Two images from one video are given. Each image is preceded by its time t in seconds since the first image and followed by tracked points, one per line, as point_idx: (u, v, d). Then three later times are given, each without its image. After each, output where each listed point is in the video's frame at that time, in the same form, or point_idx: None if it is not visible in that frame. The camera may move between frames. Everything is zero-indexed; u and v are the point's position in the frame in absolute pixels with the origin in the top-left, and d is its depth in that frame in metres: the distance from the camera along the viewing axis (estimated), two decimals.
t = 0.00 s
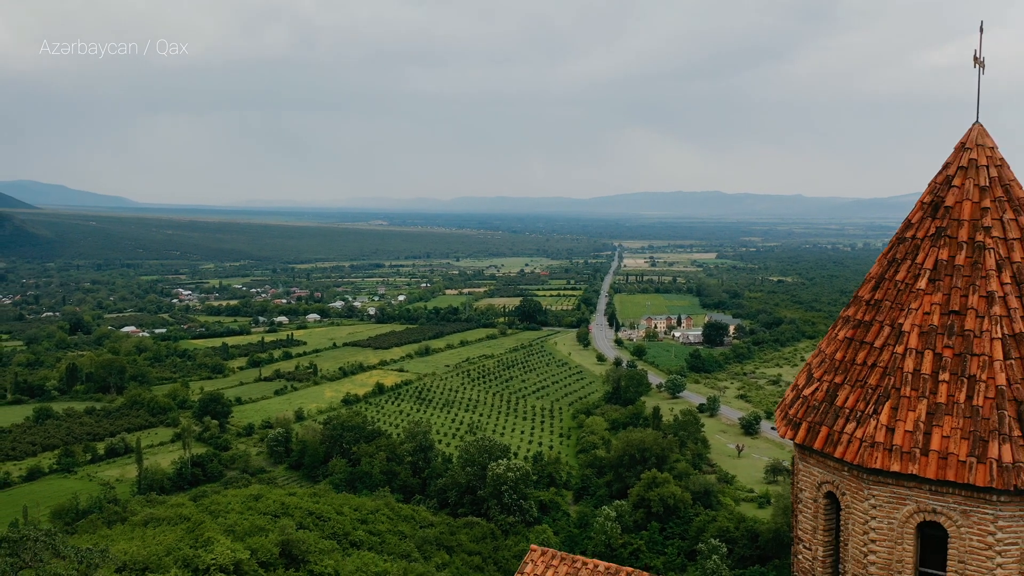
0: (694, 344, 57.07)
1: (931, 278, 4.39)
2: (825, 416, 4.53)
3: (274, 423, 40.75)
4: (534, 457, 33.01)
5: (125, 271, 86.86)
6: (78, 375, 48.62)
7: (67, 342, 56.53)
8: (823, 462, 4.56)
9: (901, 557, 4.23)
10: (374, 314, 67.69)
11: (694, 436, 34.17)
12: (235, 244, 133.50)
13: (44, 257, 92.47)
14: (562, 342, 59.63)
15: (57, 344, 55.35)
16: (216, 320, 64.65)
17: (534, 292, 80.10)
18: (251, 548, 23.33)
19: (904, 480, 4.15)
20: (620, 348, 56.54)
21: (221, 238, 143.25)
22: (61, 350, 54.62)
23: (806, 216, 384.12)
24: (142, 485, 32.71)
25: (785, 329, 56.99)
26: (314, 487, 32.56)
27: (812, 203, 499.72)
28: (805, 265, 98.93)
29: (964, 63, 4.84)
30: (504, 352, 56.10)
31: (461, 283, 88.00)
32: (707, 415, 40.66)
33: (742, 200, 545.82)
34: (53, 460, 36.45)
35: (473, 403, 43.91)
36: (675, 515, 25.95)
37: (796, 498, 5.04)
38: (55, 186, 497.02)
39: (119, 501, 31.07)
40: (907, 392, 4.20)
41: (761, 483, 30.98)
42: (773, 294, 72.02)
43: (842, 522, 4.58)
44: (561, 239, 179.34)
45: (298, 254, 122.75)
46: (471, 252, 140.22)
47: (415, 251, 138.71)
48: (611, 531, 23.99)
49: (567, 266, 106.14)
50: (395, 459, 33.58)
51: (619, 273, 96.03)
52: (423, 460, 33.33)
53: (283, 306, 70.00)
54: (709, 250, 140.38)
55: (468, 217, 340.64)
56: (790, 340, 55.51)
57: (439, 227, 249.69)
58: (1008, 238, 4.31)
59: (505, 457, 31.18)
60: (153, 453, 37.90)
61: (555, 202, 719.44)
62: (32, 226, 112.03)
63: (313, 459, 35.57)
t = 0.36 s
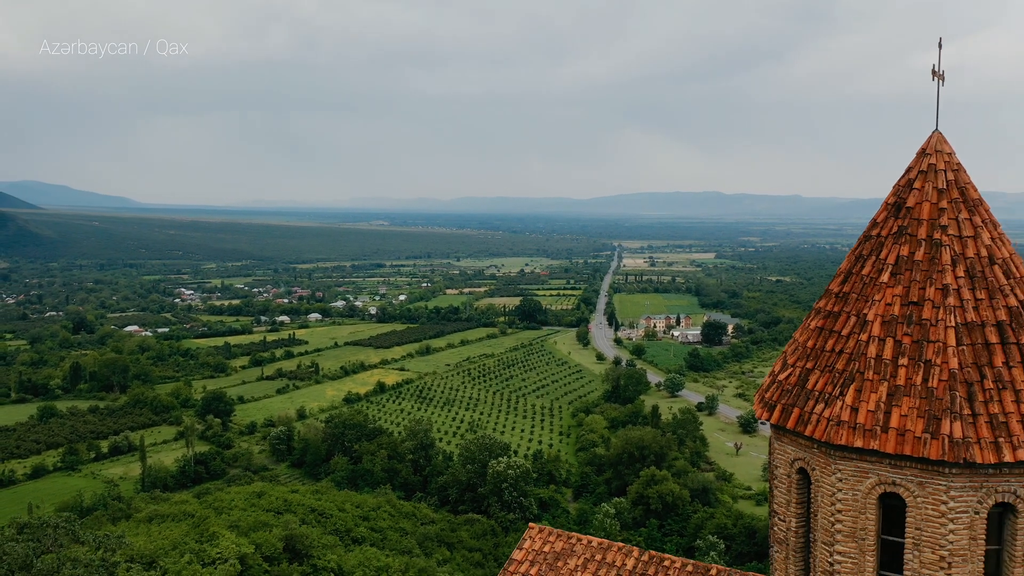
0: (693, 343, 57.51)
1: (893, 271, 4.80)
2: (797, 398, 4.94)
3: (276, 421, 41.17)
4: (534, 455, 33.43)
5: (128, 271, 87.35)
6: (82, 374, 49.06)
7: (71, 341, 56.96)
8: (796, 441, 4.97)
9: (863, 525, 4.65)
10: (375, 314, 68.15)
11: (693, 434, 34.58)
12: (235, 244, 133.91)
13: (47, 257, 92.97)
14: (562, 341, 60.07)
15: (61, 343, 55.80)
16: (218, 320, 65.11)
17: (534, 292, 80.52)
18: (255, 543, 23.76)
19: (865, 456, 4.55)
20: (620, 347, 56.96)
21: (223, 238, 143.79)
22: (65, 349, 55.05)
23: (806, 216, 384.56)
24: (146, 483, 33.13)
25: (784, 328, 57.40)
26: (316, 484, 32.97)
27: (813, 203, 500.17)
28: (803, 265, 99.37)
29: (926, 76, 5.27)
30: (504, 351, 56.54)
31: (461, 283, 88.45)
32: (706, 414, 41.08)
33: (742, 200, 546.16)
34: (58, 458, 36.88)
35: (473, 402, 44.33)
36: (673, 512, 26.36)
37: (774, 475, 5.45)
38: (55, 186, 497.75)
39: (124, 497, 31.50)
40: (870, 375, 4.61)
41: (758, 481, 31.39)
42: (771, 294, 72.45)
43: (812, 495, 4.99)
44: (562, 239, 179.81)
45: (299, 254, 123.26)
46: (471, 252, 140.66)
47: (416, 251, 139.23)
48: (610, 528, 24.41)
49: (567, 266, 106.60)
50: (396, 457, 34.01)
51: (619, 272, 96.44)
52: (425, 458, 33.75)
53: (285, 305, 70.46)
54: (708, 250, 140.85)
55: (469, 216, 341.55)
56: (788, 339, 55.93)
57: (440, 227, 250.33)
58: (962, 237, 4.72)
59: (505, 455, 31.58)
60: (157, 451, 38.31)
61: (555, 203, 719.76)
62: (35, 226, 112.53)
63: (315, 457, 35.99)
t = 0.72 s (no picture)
0: (691, 342, 57.89)
1: (861, 265, 5.17)
2: (774, 382, 5.32)
3: (278, 419, 41.58)
4: (534, 453, 33.84)
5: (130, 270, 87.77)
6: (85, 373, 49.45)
7: (74, 340, 57.36)
8: (774, 422, 5.33)
9: (833, 498, 5.02)
10: (376, 313, 68.59)
11: (691, 432, 34.98)
12: (236, 244, 134.35)
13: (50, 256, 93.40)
14: (562, 340, 60.51)
15: (64, 342, 56.20)
16: (220, 319, 65.55)
17: (534, 291, 80.88)
18: (260, 537, 24.29)
19: (835, 434, 4.91)
20: (619, 346, 57.44)
21: (224, 238, 144.26)
22: (68, 349, 55.45)
23: (805, 216, 385.37)
24: (149, 480, 33.55)
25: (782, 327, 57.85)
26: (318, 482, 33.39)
27: (812, 203, 500.36)
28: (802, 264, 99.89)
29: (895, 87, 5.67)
30: (504, 350, 56.98)
31: (462, 282, 88.93)
32: (704, 412, 41.50)
33: (741, 200, 546.77)
34: (62, 456, 37.27)
35: (473, 401, 44.75)
36: (671, 508, 26.81)
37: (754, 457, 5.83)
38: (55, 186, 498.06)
39: (128, 494, 31.91)
40: (838, 362, 4.98)
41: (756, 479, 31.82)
42: (770, 293, 72.94)
43: (787, 473, 5.35)
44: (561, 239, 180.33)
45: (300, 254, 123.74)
46: (471, 252, 141.16)
47: (416, 251, 139.72)
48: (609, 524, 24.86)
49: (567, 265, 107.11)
50: (397, 455, 34.43)
51: (618, 272, 96.81)
52: (426, 455, 34.22)
53: (286, 305, 70.92)
54: (707, 250, 141.41)
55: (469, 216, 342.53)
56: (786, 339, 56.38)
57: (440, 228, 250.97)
58: (924, 234, 5.09)
59: (505, 452, 31.96)
60: (159, 449, 38.70)
61: (555, 203, 720.49)
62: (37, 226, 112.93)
63: (317, 455, 36.41)
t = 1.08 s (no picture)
0: (690, 341, 58.36)
1: (832, 261, 5.43)
2: (755, 367, 5.58)
3: (280, 418, 42.00)
4: (533, 451, 34.27)
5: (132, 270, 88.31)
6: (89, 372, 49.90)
7: (77, 340, 57.81)
8: (753, 405, 5.58)
9: (807, 475, 5.27)
10: (377, 312, 69.07)
11: (689, 431, 35.41)
12: (237, 244, 134.91)
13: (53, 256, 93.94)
14: (561, 339, 60.99)
15: (67, 342, 56.64)
16: (222, 318, 66.01)
17: (533, 291, 81.38)
18: (264, 533, 24.80)
19: (808, 415, 5.16)
20: (619, 345, 57.92)
21: (225, 238, 144.82)
22: (71, 348, 55.90)
23: (804, 216, 386.42)
24: (153, 478, 34.06)
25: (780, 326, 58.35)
26: (320, 479, 33.83)
27: (812, 204, 501.62)
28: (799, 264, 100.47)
29: (867, 94, 5.93)
30: (504, 349, 57.44)
31: (462, 282, 89.45)
32: (703, 411, 41.91)
33: (741, 200, 547.52)
34: (66, 454, 37.71)
35: (474, 400, 45.18)
36: (670, 505, 27.26)
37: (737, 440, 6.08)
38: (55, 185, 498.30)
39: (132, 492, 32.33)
40: (812, 349, 5.23)
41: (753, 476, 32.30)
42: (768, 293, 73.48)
43: (766, 452, 5.61)
44: (561, 239, 180.94)
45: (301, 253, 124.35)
46: (471, 251, 141.79)
47: (417, 250, 140.40)
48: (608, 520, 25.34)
49: (567, 265, 107.41)
50: (398, 453, 34.87)
51: (618, 272, 97.28)
52: (426, 453, 34.60)
53: (287, 304, 71.39)
54: (706, 250, 142.13)
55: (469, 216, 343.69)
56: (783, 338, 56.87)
57: (440, 228, 251.72)
58: (891, 232, 5.33)
59: (505, 450, 32.34)
60: (162, 448, 39.12)
61: (554, 203, 721.29)
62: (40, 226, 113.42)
63: (319, 453, 36.84)
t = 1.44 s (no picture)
0: (689, 341, 58.77)
1: (807, 257, 5.61)
2: (737, 355, 5.70)
3: (282, 416, 42.37)
4: (533, 449, 34.68)
5: (135, 270, 88.81)
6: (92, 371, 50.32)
7: (81, 339, 58.21)
8: (734, 389, 5.78)
9: (785, 455, 5.46)
10: (378, 312, 69.53)
11: (688, 429, 35.83)
12: (239, 244, 135.58)
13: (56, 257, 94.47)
14: (561, 339, 61.44)
15: (71, 341, 57.04)
16: (224, 318, 66.42)
17: (533, 291, 81.83)
18: (267, 525, 25.10)
19: (785, 398, 5.35)
20: (618, 344, 58.38)
21: (226, 238, 145.45)
22: (75, 347, 56.30)
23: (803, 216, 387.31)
24: (156, 475, 34.48)
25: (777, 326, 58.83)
26: (322, 477, 34.23)
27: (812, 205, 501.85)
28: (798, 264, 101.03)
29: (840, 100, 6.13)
30: (504, 348, 57.89)
31: (463, 282, 89.94)
32: (702, 409, 42.32)
33: (741, 200, 548.30)
34: (69, 452, 38.07)
35: (474, 399, 45.59)
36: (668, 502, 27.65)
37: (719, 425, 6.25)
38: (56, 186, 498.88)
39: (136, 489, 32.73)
40: (788, 338, 5.42)
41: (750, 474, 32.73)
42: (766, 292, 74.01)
43: (746, 434, 5.81)
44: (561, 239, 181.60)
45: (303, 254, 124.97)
46: (471, 252, 142.41)
47: (418, 250, 141.06)
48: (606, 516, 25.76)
49: (567, 265, 107.81)
50: (399, 451, 35.26)
51: (617, 272, 97.74)
52: (427, 451, 34.97)
53: (289, 304, 71.82)
54: (704, 250, 142.84)
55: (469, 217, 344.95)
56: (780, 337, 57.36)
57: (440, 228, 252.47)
58: (862, 229, 5.53)
59: (505, 448, 32.74)
60: (166, 446, 39.52)
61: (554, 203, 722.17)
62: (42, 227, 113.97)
63: (320, 451, 37.26)
